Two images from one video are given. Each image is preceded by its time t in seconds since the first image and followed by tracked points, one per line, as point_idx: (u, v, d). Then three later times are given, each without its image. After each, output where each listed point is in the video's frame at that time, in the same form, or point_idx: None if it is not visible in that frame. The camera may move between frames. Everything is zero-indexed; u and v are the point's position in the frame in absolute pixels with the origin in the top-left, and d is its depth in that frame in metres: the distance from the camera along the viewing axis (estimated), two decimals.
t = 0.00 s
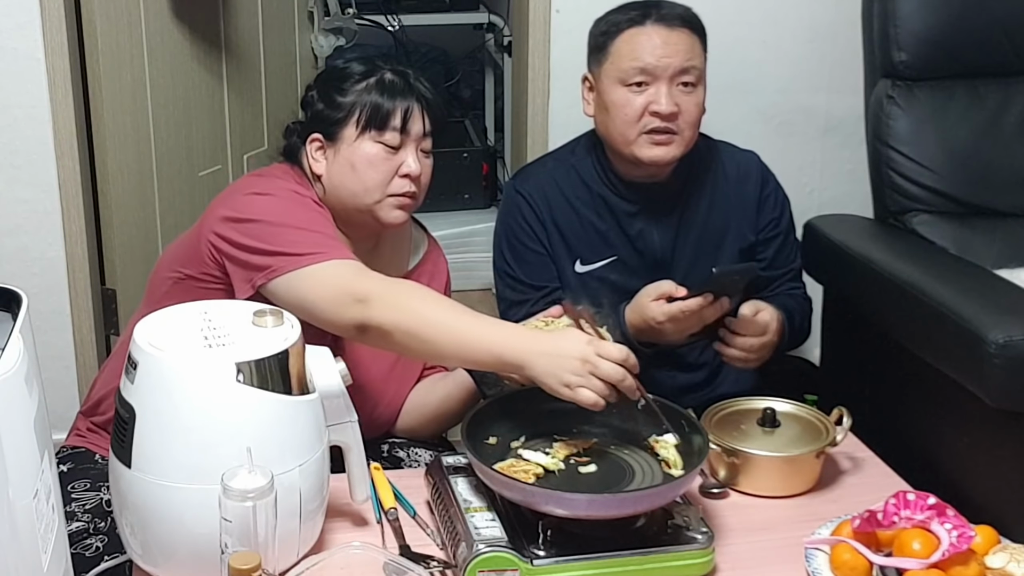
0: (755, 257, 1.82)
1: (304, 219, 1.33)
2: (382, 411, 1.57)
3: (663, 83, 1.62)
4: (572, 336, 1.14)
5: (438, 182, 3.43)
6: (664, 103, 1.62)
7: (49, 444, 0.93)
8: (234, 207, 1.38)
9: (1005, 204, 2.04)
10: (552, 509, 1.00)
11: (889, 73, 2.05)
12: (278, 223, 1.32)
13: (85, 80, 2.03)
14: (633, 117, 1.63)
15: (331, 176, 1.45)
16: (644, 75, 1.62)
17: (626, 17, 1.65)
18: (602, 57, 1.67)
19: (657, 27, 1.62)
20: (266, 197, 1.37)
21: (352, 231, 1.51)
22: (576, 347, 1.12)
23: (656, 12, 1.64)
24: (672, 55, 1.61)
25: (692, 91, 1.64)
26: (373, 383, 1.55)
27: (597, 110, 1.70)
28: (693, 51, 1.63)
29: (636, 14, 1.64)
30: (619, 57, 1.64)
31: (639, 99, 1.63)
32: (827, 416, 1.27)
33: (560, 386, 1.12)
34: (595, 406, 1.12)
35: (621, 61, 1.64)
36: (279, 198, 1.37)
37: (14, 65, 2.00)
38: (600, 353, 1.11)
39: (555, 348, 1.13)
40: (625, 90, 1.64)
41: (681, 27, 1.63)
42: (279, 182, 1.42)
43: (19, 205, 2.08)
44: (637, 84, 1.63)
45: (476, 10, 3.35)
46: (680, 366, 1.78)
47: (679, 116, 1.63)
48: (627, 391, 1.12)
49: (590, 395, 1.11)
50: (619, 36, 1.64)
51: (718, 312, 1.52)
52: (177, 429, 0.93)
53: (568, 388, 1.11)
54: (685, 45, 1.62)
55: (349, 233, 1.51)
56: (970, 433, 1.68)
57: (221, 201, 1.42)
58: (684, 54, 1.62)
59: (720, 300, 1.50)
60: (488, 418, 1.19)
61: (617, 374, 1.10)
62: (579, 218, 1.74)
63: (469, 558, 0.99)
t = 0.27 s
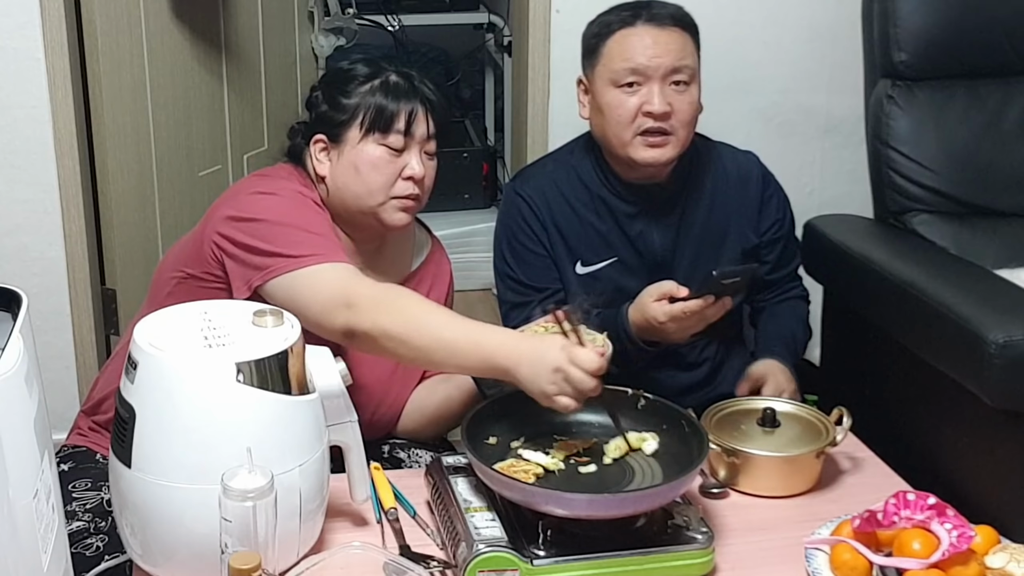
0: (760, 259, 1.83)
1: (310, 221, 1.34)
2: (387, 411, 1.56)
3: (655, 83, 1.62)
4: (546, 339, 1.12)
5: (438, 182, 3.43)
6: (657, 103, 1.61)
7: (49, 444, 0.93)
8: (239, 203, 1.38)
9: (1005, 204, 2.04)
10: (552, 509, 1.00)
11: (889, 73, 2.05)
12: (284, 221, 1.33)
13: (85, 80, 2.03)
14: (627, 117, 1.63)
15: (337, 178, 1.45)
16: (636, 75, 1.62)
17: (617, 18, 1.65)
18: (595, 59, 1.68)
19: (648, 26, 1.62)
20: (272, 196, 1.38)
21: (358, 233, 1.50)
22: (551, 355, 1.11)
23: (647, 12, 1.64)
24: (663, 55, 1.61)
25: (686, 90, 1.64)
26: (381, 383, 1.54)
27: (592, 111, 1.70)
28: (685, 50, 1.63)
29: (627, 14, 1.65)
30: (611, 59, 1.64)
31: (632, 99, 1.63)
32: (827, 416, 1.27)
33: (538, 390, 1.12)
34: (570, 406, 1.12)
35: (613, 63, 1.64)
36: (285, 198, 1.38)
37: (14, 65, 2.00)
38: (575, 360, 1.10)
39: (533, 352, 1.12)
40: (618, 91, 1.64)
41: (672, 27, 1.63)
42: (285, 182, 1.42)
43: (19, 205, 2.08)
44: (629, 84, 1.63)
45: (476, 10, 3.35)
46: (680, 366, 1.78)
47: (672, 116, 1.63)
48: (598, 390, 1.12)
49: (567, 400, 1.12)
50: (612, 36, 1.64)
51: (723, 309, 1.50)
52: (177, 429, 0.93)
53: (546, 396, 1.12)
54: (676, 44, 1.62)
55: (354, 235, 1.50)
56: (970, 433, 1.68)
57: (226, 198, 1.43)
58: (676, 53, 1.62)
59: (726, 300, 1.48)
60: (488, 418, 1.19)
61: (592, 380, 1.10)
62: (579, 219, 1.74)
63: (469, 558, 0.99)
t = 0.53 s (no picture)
0: (757, 260, 1.82)
1: (282, 230, 1.37)
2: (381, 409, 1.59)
3: (653, 93, 1.61)
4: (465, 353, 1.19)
5: (438, 182, 3.43)
6: (655, 113, 1.61)
7: (49, 444, 0.93)
8: (220, 203, 1.42)
9: (1005, 204, 2.04)
10: (553, 509, 1.00)
11: (889, 73, 2.05)
12: (257, 227, 1.37)
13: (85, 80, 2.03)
14: (625, 126, 1.63)
15: (333, 172, 1.46)
16: (634, 86, 1.61)
17: (616, 25, 1.63)
18: (594, 66, 1.67)
19: (647, 36, 1.60)
20: (252, 197, 1.40)
21: (356, 231, 1.50)
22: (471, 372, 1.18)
23: (646, 19, 1.62)
24: (661, 66, 1.60)
25: (684, 99, 1.62)
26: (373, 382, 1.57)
27: (591, 116, 1.70)
28: (684, 59, 1.61)
29: (624, 22, 1.63)
30: (609, 69, 1.63)
31: (629, 110, 1.62)
32: (827, 416, 1.27)
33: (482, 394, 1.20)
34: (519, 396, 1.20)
35: (611, 72, 1.63)
36: (265, 201, 1.40)
37: (14, 65, 2.00)
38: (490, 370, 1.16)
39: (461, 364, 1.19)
40: (615, 100, 1.63)
41: (671, 35, 1.61)
42: (271, 182, 1.44)
43: (19, 205, 2.09)
44: (626, 94, 1.62)
45: (476, 10, 3.35)
46: (680, 366, 1.78)
47: (670, 126, 1.62)
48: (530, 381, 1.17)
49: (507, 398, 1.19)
50: (610, 45, 1.63)
51: (723, 312, 1.49)
52: (177, 429, 0.93)
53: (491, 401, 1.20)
54: (675, 54, 1.60)
55: (351, 233, 1.50)
56: (970, 433, 1.68)
57: (216, 191, 1.46)
58: (674, 63, 1.60)
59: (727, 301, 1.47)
60: (488, 418, 1.19)
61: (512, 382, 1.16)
62: (578, 220, 1.74)
63: (469, 557, 0.99)
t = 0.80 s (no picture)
0: (757, 258, 1.82)
1: (258, 226, 1.38)
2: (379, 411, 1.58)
3: (653, 115, 1.60)
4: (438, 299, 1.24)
5: (438, 182, 3.43)
6: (655, 134, 1.60)
7: (49, 444, 0.93)
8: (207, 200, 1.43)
9: (1005, 204, 2.04)
10: (553, 509, 1.00)
11: (890, 73, 2.05)
12: (232, 222, 1.38)
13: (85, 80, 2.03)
14: (625, 147, 1.62)
15: (332, 168, 1.46)
16: (633, 110, 1.60)
17: (615, 46, 1.60)
18: (592, 85, 1.65)
19: (646, 59, 1.58)
20: (236, 191, 1.41)
21: (350, 226, 1.51)
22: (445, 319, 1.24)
23: (645, 38, 1.59)
24: (660, 89, 1.58)
25: (684, 116, 1.61)
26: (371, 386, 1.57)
27: (590, 129, 1.69)
28: (683, 78, 1.59)
29: (623, 44, 1.60)
30: (608, 89, 1.61)
31: (629, 130, 1.61)
32: (828, 416, 1.27)
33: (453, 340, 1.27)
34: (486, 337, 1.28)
35: (609, 95, 1.61)
36: (248, 195, 1.41)
37: (14, 65, 2.00)
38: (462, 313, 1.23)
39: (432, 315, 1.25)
40: (614, 122, 1.62)
41: (669, 55, 1.58)
42: (259, 178, 1.45)
43: (19, 205, 2.09)
44: (625, 117, 1.61)
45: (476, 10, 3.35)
46: (679, 366, 1.78)
47: (671, 143, 1.61)
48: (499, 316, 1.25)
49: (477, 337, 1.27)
50: (607, 67, 1.61)
51: (718, 308, 1.51)
52: (177, 429, 0.93)
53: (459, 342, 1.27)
54: (673, 75, 1.58)
55: (347, 231, 1.51)
56: (970, 433, 1.68)
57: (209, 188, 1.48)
58: (673, 85, 1.58)
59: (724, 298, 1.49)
60: (488, 418, 1.19)
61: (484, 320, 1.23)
62: (579, 222, 1.74)
63: (469, 557, 0.99)
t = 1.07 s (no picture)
0: (757, 258, 1.82)
1: (250, 215, 1.37)
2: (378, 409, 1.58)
3: (649, 120, 1.60)
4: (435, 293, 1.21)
5: (438, 182, 3.43)
6: (651, 138, 1.60)
7: (49, 444, 0.93)
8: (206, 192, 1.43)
9: (1005, 204, 2.04)
10: (553, 509, 1.00)
11: (889, 73, 2.05)
12: (226, 208, 1.37)
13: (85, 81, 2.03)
14: (622, 151, 1.62)
15: (328, 165, 1.46)
16: (628, 115, 1.60)
17: (609, 52, 1.60)
18: (587, 92, 1.65)
19: (639, 64, 1.58)
20: (234, 181, 1.42)
21: (346, 224, 1.51)
22: (438, 311, 1.19)
23: (638, 43, 1.59)
24: (654, 94, 1.58)
25: (680, 118, 1.61)
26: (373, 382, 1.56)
27: (587, 135, 1.69)
28: (677, 82, 1.59)
29: (616, 49, 1.60)
30: (602, 95, 1.61)
31: (625, 135, 1.61)
32: (828, 416, 1.27)
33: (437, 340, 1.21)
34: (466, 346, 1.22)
35: (604, 101, 1.61)
36: (246, 185, 1.41)
37: (14, 65, 2.00)
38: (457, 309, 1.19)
39: (426, 309, 1.20)
40: (610, 127, 1.62)
41: (663, 60, 1.58)
42: (257, 172, 1.45)
43: (19, 205, 2.08)
44: (621, 122, 1.61)
45: (476, 10, 3.35)
46: (680, 367, 1.78)
47: (667, 146, 1.61)
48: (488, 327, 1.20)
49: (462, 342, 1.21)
50: (602, 73, 1.61)
51: (714, 314, 1.49)
52: (177, 428, 0.93)
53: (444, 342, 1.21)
54: (668, 79, 1.58)
55: (344, 228, 1.52)
56: (970, 433, 1.68)
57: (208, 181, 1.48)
58: (667, 89, 1.58)
59: (720, 303, 1.48)
60: (488, 418, 1.19)
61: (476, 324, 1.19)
62: (579, 224, 1.74)
63: (469, 557, 0.99)
